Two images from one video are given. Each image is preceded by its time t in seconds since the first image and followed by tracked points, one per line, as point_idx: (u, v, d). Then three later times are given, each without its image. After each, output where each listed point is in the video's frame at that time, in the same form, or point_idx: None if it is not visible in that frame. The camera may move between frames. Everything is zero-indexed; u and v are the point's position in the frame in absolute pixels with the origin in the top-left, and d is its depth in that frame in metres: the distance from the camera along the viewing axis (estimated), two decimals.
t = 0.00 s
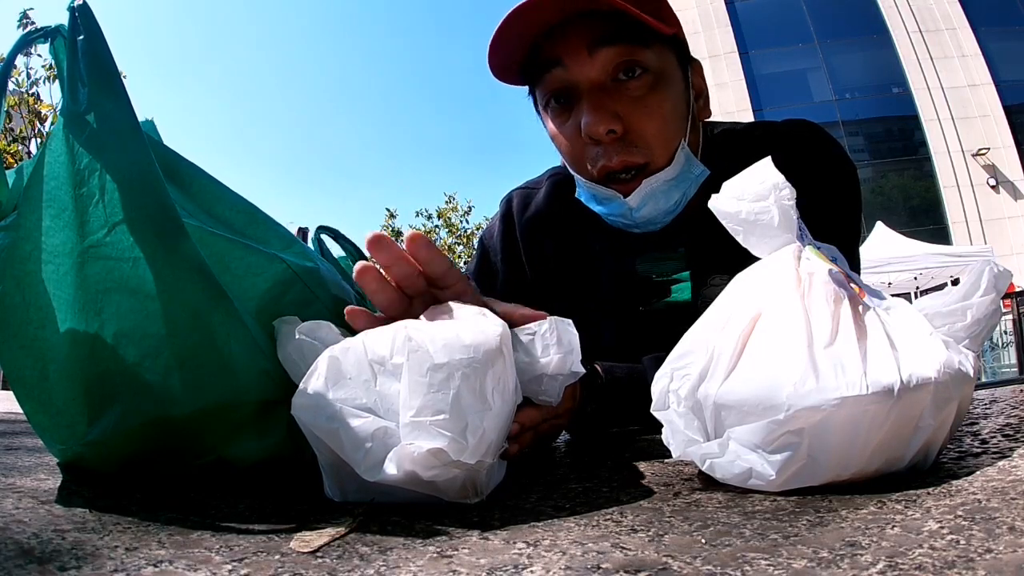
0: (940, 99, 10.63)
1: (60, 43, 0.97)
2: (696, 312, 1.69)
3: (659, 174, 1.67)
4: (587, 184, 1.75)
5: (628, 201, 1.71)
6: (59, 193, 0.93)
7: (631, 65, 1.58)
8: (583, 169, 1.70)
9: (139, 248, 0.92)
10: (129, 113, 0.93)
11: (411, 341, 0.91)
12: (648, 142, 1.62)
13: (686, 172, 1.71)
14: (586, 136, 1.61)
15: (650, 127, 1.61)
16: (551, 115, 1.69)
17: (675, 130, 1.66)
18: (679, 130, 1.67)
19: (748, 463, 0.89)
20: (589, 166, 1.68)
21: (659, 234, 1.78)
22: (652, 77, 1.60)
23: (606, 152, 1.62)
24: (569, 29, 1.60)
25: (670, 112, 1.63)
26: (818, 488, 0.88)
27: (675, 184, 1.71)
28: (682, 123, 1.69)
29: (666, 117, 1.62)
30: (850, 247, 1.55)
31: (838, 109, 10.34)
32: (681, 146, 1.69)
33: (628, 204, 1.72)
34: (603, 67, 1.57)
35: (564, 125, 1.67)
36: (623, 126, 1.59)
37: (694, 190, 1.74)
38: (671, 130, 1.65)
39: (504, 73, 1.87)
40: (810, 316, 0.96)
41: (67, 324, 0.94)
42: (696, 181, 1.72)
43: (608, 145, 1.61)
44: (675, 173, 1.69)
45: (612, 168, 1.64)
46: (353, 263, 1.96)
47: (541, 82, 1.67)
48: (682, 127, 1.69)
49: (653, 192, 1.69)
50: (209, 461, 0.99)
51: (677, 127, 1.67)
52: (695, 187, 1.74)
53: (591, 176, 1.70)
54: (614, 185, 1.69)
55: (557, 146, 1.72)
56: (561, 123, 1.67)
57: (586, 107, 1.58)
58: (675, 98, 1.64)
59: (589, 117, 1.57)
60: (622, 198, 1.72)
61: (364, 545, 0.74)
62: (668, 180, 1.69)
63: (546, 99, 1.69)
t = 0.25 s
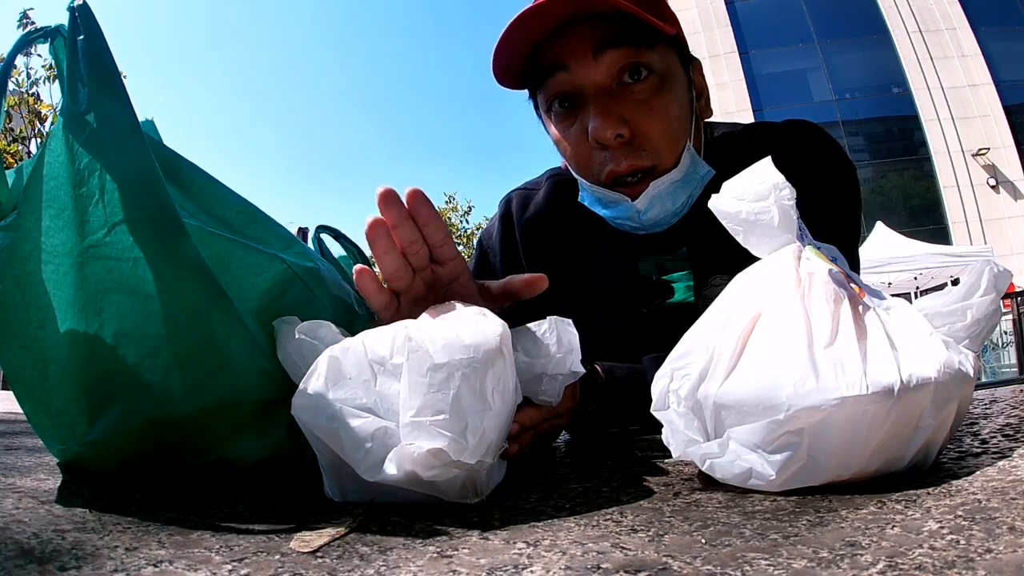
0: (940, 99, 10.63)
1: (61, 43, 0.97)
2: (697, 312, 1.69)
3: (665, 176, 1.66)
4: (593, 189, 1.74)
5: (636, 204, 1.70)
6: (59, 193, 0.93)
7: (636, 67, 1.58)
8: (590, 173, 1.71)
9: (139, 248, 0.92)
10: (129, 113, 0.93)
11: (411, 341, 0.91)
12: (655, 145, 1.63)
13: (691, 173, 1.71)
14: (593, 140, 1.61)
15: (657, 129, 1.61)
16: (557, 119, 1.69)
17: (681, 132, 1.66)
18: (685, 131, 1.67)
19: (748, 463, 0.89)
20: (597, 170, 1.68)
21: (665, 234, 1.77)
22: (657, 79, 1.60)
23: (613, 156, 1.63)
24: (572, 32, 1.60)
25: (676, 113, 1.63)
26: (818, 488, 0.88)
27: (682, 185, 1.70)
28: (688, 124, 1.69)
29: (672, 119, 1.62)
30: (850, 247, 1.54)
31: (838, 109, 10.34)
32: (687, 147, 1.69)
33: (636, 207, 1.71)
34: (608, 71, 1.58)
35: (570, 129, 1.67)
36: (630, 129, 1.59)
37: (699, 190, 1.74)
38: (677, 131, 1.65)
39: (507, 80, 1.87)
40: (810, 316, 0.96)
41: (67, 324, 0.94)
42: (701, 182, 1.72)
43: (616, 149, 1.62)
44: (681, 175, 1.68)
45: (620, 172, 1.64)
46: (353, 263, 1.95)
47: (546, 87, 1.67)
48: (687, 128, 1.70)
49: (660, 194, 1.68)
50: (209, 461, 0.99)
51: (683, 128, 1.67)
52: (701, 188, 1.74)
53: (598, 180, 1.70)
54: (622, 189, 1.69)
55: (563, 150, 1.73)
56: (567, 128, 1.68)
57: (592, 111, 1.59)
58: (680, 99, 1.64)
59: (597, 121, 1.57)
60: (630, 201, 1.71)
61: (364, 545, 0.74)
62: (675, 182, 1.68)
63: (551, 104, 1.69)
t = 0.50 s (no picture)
0: (940, 99, 10.62)
1: (60, 43, 0.97)
2: (696, 312, 1.69)
3: (666, 176, 1.66)
4: (594, 189, 1.73)
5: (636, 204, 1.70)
6: (59, 193, 0.93)
7: (638, 68, 1.58)
8: (590, 174, 1.70)
9: (139, 248, 0.92)
10: (129, 112, 0.93)
11: (411, 341, 0.91)
12: (656, 145, 1.62)
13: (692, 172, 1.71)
14: (594, 140, 1.61)
15: (658, 130, 1.61)
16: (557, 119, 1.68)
17: (682, 132, 1.66)
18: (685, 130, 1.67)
19: (748, 463, 0.89)
20: (597, 171, 1.68)
21: (665, 235, 1.77)
22: (658, 79, 1.60)
23: (614, 157, 1.63)
24: (574, 32, 1.59)
25: (677, 113, 1.63)
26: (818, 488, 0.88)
27: (683, 184, 1.70)
28: (688, 124, 1.69)
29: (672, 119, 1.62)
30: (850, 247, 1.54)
31: (838, 109, 10.34)
32: (687, 147, 1.69)
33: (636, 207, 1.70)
34: (609, 71, 1.57)
35: (570, 130, 1.66)
36: (631, 129, 1.59)
37: (700, 191, 1.74)
38: (677, 131, 1.65)
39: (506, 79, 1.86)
40: (810, 316, 0.96)
41: (67, 324, 0.93)
42: (703, 182, 1.72)
43: (617, 150, 1.61)
44: (682, 175, 1.68)
45: (621, 173, 1.64)
46: (352, 263, 1.95)
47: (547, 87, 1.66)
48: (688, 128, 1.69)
49: (661, 194, 1.68)
50: (209, 461, 0.99)
51: (684, 128, 1.67)
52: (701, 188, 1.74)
53: (598, 181, 1.70)
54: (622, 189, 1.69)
55: (564, 150, 1.72)
56: (567, 128, 1.67)
57: (594, 112, 1.59)
58: (681, 100, 1.64)
59: (598, 122, 1.57)
60: (630, 201, 1.70)
61: (364, 545, 0.74)
62: (675, 181, 1.68)
63: (552, 104, 1.68)
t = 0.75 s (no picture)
0: (940, 99, 10.62)
1: (61, 43, 0.97)
2: (696, 312, 1.69)
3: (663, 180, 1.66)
4: (593, 195, 1.73)
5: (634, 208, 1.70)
6: (59, 193, 0.93)
7: (637, 78, 1.56)
8: (589, 181, 1.71)
9: (139, 249, 0.92)
10: (128, 113, 0.94)
11: (411, 341, 0.91)
12: (655, 154, 1.62)
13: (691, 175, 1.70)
14: (592, 151, 1.60)
15: (656, 139, 1.60)
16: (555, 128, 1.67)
17: (681, 137, 1.66)
18: (684, 135, 1.67)
19: (748, 463, 0.89)
20: (596, 179, 1.68)
21: (665, 235, 1.76)
22: (657, 89, 1.58)
23: (612, 168, 1.63)
24: (571, 40, 1.58)
25: (676, 120, 1.63)
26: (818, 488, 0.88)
27: (680, 188, 1.69)
28: (687, 129, 1.69)
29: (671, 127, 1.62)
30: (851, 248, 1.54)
31: (838, 109, 10.33)
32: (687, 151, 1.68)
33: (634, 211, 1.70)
34: (608, 82, 1.55)
35: (569, 138, 1.65)
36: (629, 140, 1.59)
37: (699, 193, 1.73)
38: (676, 138, 1.64)
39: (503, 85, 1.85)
40: (810, 316, 0.96)
41: (67, 324, 0.93)
42: (702, 185, 1.72)
43: (616, 161, 1.61)
44: (681, 178, 1.68)
45: (620, 183, 1.65)
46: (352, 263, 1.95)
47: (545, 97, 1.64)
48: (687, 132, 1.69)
49: (659, 197, 1.67)
50: (209, 461, 0.99)
51: (683, 134, 1.66)
52: (701, 190, 1.73)
53: (597, 188, 1.70)
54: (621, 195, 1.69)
55: (562, 156, 1.71)
56: (566, 136, 1.66)
57: (592, 122, 1.57)
58: (680, 107, 1.64)
59: (597, 134, 1.56)
60: (628, 205, 1.70)
61: (364, 545, 0.74)
62: (673, 185, 1.68)
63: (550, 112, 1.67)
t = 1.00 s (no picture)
0: (940, 99, 10.62)
1: (60, 43, 0.97)
2: (696, 312, 1.69)
3: (661, 188, 1.66)
4: (593, 199, 1.73)
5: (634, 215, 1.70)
6: (59, 193, 0.93)
7: (636, 84, 1.55)
8: (587, 185, 1.71)
9: (139, 249, 0.92)
10: (129, 113, 0.94)
11: (411, 341, 0.91)
12: (654, 158, 1.62)
13: (690, 180, 1.69)
14: (591, 156, 1.60)
15: (655, 143, 1.60)
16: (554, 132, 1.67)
17: (680, 141, 1.65)
18: (683, 138, 1.67)
19: (748, 463, 0.89)
20: (595, 183, 1.68)
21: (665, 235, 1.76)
22: (656, 94, 1.57)
23: (612, 172, 1.62)
24: (569, 46, 1.57)
25: (675, 124, 1.62)
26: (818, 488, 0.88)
27: (679, 194, 1.69)
28: (687, 132, 1.69)
29: (670, 131, 1.61)
30: (850, 248, 1.54)
31: (838, 109, 10.33)
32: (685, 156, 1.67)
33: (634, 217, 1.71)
34: (606, 87, 1.53)
35: (568, 142, 1.65)
36: (628, 145, 1.58)
37: (699, 197, 1.72)
38: (675, 142, 1.64)
39: (502, 89, 1.84)
40: (810, 316, 0.96)
41: (67, 323, 0.94)
42: (702, 190, 1.71)
43: (615, 165, 1.61)
44: (680, 185, 1.68)
45: (619, 187, 1.65)
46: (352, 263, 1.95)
47: (544, 101, 1.63)
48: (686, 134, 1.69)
49: (658, 203, 1.68)
50: (209, 461, 0.99)
51: (682, 137, 1.66)
52: (701, 194, 1.72)
53: (596, 192, 1.70)
54: (621, 199, 1.70)
55: (561, 160, 1.71)
56: (565, 140, 1.65)
57: (590, 127, 1.57)
58: (679, 111, 1.63)
59: (595, 138, 1.56)
60: (626, 210, 1.71)
61: (364, 545, 0.74)
62: (671, 193, 1.68)
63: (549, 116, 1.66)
